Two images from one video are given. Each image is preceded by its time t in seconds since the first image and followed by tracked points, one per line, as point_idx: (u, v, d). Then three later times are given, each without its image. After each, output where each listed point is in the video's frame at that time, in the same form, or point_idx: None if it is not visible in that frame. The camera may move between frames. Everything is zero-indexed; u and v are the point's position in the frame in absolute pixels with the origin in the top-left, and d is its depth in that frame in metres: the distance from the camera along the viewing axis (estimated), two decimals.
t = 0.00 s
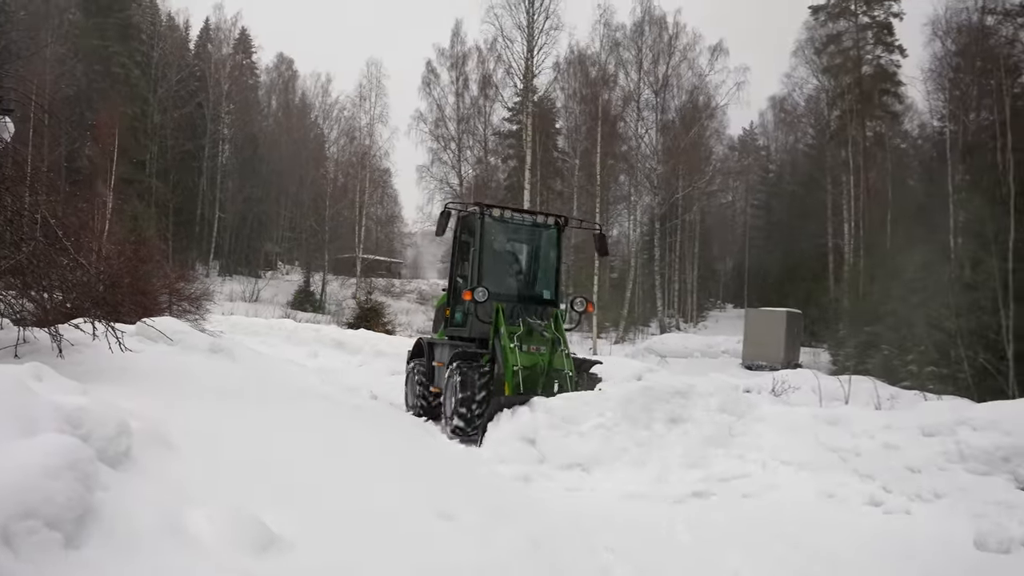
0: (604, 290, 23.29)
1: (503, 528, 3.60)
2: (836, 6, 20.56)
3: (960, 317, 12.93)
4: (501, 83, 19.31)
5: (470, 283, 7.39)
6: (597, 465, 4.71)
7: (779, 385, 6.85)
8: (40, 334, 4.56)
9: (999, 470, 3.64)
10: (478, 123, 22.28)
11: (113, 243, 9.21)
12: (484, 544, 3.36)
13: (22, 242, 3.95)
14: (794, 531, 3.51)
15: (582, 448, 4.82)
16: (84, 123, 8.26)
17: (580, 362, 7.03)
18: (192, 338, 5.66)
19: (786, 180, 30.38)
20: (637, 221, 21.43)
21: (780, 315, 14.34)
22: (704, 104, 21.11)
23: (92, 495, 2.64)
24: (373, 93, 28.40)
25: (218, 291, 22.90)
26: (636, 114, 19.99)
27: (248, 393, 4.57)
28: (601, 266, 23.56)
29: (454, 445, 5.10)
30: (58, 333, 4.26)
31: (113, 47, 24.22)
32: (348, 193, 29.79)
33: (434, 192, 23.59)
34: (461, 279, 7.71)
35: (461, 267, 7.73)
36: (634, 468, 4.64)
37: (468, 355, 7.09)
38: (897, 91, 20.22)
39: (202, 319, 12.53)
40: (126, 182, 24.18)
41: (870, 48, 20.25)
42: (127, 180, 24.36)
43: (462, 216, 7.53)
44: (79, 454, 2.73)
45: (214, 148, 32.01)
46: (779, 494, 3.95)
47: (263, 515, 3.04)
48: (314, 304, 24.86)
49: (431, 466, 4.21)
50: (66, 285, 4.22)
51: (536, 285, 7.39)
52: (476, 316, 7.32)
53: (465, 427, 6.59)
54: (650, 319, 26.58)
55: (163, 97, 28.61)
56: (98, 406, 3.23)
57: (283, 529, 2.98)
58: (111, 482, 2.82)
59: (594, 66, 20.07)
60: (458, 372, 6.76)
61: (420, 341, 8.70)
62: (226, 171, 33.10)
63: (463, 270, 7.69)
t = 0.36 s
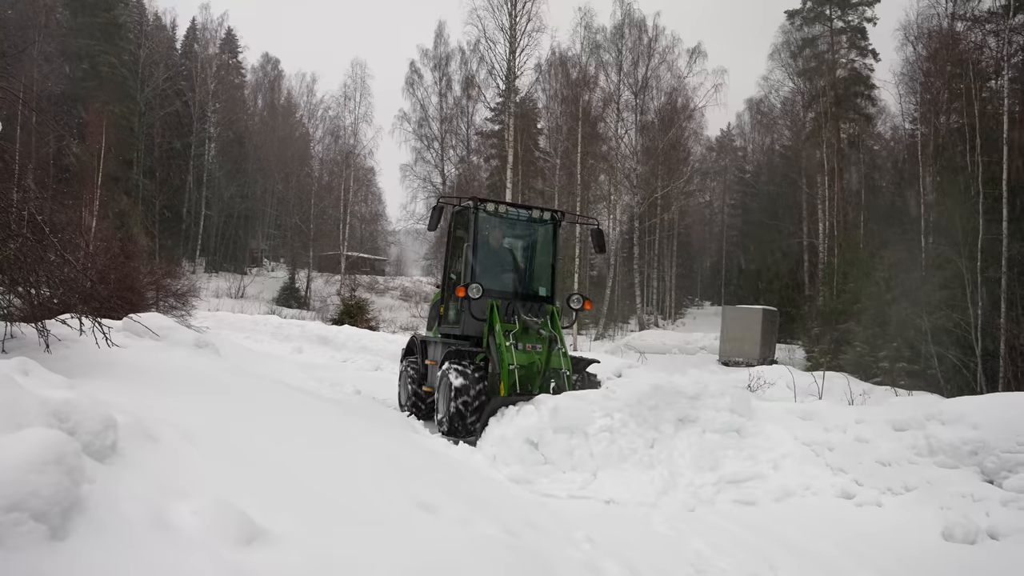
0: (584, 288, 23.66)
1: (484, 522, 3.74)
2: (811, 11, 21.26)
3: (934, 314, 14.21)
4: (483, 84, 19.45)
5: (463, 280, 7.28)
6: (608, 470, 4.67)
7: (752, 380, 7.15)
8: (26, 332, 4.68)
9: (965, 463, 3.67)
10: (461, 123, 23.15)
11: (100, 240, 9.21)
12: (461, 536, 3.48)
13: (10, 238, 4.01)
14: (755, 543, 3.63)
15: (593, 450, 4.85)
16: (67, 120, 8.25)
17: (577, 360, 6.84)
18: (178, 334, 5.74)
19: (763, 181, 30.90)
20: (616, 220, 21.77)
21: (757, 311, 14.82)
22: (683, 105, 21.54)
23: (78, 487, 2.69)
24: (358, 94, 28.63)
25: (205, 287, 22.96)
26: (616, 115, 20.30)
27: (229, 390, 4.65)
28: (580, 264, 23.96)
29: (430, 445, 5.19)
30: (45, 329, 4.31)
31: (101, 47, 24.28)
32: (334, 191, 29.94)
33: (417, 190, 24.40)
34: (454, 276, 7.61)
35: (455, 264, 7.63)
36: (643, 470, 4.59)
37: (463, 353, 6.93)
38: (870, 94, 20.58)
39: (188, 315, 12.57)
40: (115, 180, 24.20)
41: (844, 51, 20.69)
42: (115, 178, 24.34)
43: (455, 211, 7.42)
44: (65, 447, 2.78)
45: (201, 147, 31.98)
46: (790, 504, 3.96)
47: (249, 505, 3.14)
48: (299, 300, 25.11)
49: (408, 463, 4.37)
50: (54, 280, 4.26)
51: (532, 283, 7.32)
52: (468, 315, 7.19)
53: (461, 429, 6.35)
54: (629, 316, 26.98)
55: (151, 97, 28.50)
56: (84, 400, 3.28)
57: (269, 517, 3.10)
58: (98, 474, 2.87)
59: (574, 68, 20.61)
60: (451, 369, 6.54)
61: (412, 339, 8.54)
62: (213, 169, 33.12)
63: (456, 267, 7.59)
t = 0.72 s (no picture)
0: (575, 288, 23.93)
1: (474, 517, 3.82)
2: (797, 19, 21.44)
3: (913, 315, 14.59)
4: (477, 86, 19.62)
5: (466, 277, 7.21)
6: (626, 473, 4.63)
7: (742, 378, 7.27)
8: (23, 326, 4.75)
9: (940, 458, 3.81)
10: (454, 124, 23.06)
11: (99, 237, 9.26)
12: (449, 529, 3.55)
13: (9, 235, 4.06)
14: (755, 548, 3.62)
15: (610, 455, 4.75)
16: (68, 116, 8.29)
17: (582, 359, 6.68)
18: (175, 330, 5.81)
19: (751, 183, 31.37)
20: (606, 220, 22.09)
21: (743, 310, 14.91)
22: (671, 109, 21.70)
23: (74, 480, 2.74)
24: (353, 94, 28.86)
25: (200, 284, 23.06)
26: (606, 117, 20.56)
27: (221, 385, 4.71)
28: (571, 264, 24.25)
29: (420, 441, 5.25)
30: (43, 324, 4.37)
31: (102, 47, 24.31)
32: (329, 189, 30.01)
33: (409, 190, 24.39)
34: (458, 273, 7.56)
35: (459, 261, 7.59)
36: (662, 477, 4.52)
37: (464, 352, 6.82)
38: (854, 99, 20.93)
39: (185, 311, 12.65)
40: (112, 177, 24.26)
41: (828, 58, 20.96)
42: (113, 176, 24.37)
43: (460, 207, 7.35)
44: (61, 440, 2.83)
45: (198, 146, 32.05)
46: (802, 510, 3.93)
47: (244, 497, 3.22)
48: (293, 297, 25.31)
49: (400, 458, 4.47)
50: (52, 276, 4.32)
51: (536, 281, 7.21)
52: (471, 313, 7.10)
53: (462, 428, 6.28)
54: (618, 315, 27.33)
55: (150, 96, 28.53)
56: (81, 394, 3.35)
57: (262, 508, 3.18)
58: (94, 467, 2.94)
59: (565, 71, 20.95)
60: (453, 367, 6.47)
61: (415, 336, 8.48)
62: (209, 168, 33.20)
63: (460, 264, 7.55)
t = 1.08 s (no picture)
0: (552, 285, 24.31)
1: (450, 509, 3.92)
2: (760, 24, 21.58)
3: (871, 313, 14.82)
4: (453, 87, 19.87)
5: (451, 272, 7.07)
6: (627, 474, 4.55)
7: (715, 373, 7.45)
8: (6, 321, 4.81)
9: (896, 446, 4.02)
10: (429, 124, 24.25)
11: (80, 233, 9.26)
12: (425, 519, 3.67)
13: None
14: (727, 537, 3.71)
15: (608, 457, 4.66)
16: (49, 112, 8.29)
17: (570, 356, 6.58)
18: (155, 325, 5.87)
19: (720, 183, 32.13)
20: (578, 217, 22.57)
21: (709, 306, 16.19)
22: (641, 111, 21.99)
23: (55, 473, 2.81)
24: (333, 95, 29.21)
25: (182, 280, 23.08)
26: (578, 119, 20.93)
27: (201, 380, 4.80)
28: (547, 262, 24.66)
29: (397, 436, 5.36)
30: (26, 319, 4.41)
31: (85, 47, 24.31)
32: (308, 188, 30.19)
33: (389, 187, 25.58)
34: (443, 268, 7.43)
35: (444, 256, 7.45)
36: (662, 476, 4.47)
37: (450, 348, 6.62)
38: (815, 102, 21.15)
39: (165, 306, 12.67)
40: (94, 175, 24.30)
41: (790, 62, 21.22)
42: (95, 174, 24.37)
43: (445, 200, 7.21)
44: (43, 434, 2.88)
45: (180, 146, 32.09)
46: (792, 510, 3.91)
47: (222, 487, 3.31)
48: (273, 293, 25.48)
49: (377, 453, 4.58)
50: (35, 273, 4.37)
51: (523, 277, 7.10)
52: (456, 308, 6.98)
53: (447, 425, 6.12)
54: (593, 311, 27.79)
55: (133, 96, 28.58)
56: (62, 389, 3.41)
57: (240, 498, 3.29)
58: (75, 461, 3.00)
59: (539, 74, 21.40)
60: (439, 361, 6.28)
61: (400, 333, 8.35)
62: (191, 167, 33.25)
63: (445, 259, 7.42)
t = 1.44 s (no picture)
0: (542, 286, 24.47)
1: (441, 509, 3.95)
2: (749, 29, 21.65)
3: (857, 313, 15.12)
4: (444, 90, 19.93)
5: (447, 274, 6.93)
6: (644, 482, 4.37)
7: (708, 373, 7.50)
8: None
9: (884, 447, 4.10)
10: (421, 127, 24.26)
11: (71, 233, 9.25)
12: (416, 518, 3.70)
13: None
14: (717, 536, 3.74)
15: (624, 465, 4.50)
16: (41, 112, 8.27)
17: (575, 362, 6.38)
18: (147, 325, 5.88)
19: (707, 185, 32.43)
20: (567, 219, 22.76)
21: (697, 307, 16.29)
22: (630, 114, 21.83)
23: (46, 473, 2.82)
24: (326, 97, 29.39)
25: (174, 281, 23.04)
26: (568, 122, 20.98)
27: (193, 380, 4.82)
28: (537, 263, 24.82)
29: (388, 436, 5.38)
30: (18, 320, 4.42)
31: (78, 49, 24.18)
32: (300, 189, 30.21)
33: (380, 189, 25.89)
34: (440, 270, 7.29)
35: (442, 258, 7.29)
36: (678, 483, 4.31)
37: (448, 353, 6.47)
38: (802, 106, 21.34)
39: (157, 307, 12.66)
40: (86, 177, 24.24)
41: (778, 67, 21.43)
42: (87, 175, 24.31)
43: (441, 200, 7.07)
44: (34, 434, 2.88)
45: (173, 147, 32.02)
46: (810, 519, 3.78)
47: (213, 486, 3.34)
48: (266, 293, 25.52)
49: (368, 452, 4.62)
50: (27, 273, 4.39)
51: (523, 278, 6.96)
52: (454, 311, 6.82)
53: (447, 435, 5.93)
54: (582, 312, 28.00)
55: (126, 98, 28.52)
56: (53, 388, 3.43)
57: (231, 496, 3.32)
58: (67, 460, 3.01)
59: (529, 76, 21.60)
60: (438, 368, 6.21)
61: (398, 337, 8.21)
62: (184, 169, 33.18)
63: (442, 260, 7.28)
